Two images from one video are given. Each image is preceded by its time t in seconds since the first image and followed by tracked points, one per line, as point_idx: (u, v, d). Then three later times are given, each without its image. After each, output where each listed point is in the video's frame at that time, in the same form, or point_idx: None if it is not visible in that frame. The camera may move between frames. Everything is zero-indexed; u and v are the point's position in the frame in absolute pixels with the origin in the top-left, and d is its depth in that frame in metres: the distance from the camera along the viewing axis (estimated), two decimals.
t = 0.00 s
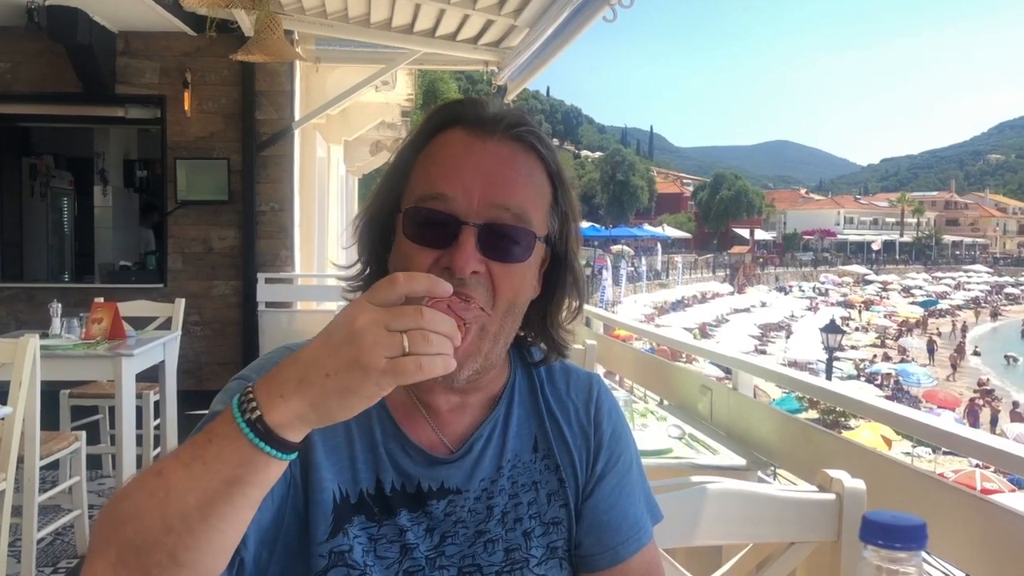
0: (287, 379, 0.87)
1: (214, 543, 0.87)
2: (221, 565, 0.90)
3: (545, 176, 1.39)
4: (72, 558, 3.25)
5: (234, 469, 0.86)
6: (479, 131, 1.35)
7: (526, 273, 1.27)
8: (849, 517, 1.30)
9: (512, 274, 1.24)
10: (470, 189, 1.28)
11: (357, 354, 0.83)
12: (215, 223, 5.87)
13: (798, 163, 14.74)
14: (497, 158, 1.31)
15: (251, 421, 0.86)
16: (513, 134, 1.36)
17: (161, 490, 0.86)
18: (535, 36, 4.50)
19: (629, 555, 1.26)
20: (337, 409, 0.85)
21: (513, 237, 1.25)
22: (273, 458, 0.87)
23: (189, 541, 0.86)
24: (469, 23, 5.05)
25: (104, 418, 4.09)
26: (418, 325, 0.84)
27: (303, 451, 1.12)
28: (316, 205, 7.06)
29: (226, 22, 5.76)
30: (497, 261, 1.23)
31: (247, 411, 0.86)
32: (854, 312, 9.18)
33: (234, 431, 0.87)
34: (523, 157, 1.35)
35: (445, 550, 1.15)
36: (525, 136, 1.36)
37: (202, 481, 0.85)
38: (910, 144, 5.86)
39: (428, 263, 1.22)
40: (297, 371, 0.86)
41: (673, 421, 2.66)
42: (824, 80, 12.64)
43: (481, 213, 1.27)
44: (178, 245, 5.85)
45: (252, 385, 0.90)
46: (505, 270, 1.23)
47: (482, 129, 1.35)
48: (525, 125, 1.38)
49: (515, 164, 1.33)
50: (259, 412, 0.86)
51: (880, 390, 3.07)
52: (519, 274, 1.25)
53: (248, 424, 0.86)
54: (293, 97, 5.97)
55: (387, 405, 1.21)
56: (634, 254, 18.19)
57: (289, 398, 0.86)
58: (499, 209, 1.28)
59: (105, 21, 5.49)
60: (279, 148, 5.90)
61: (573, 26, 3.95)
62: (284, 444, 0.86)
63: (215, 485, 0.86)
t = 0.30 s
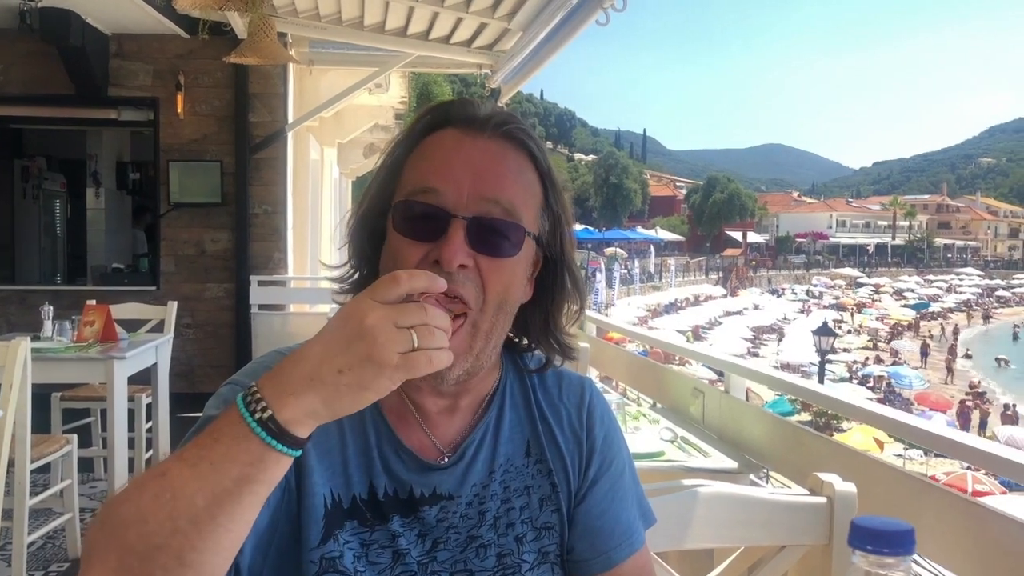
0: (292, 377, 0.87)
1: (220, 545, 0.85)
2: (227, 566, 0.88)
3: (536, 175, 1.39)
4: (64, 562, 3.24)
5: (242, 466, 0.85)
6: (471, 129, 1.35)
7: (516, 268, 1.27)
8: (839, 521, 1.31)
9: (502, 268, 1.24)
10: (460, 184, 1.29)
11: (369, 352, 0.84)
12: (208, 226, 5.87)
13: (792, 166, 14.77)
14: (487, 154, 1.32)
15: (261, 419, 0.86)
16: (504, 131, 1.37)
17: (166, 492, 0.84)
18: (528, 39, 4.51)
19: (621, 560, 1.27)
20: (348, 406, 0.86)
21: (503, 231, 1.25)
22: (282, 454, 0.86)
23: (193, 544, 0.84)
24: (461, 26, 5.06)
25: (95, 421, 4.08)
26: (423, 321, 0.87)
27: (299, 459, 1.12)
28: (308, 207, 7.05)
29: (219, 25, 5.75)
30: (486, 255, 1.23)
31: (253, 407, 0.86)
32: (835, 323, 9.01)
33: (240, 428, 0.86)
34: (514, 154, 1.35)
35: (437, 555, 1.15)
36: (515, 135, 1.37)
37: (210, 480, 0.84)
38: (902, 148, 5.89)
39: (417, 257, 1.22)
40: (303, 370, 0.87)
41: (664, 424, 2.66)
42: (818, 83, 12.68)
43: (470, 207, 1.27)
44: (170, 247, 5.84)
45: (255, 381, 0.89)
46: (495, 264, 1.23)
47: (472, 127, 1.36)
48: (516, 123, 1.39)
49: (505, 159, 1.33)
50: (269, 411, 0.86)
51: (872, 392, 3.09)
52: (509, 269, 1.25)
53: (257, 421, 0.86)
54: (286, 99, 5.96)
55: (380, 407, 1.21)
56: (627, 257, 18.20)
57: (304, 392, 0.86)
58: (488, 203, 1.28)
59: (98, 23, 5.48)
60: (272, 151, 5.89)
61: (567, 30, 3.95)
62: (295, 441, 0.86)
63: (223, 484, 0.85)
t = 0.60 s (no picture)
0: (282, 378, 0.87)
1: (203, 549, 0.84)
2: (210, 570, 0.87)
3: (522, 179, 1.39)
4: (44, 569, 3.22)
5: (226, 469, 0.85)
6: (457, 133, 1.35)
7: (502, 271, 1.27)
8: (822, 526, 1.32)
9: (488, 272, 1.24)
10: (446, 187, 1.29)
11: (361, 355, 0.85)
12: (192, 231, 5.84)
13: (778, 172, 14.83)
14: (473, 159, 1.32)
15: (245, 421, 0.85)
16: (490, 136, 1.37)
17: (150, 495, 0.83)
18: (515, 45, 4.52)
19: (606, 567, 1.27)
20: (335, 408, 0.86)
21: (489, 235, 1.25)
22: (268, 458, 0.86)
23: (177, 548, 0.83)
24: (447, 31, 5.07)
25: (77, 427, 4.04)
26: (412, 326, 0.88)
27: (282, 466, 1.12)
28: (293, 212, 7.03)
29: (204, 29, 5.74)
30: (472, 259, 1.23)
31: (238, 410, 0.85)
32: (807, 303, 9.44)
33: (225, 431, 0.85)
34: (501, 158, 1.35)
35: (421, 562, 1.15)
36: (502, 139, 1.37)
37: (193, 485, 0.83)
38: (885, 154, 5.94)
39: (403, 262, 1.22)
40: (292, 371, 0.86)
41: (650, 429, 2.64)
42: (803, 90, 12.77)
43: (457, 210, 1.27)
44: (154, 252, 5.81)
45: (241, 384, 0.88)
46: (481, 268, 1.23)
47: (458, 131, 1.36)
48: (502, 128, 1.39)
49: (491, 163, 1.33)
50: (254, 413, 0.85)
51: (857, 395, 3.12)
52: (495, 272, 1.25)
53: (242, 423, 0.85)
54: (271, 104, 5.95)
55: (365, 413, 1.21)
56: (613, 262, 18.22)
57: (290, 397, 0.86)
58: (475, 207, 1.28)
59: (81, 27, 5.46)
60: (257, 156, 5.87)
61: (552, 36, 3.97)
62: (279, 443, 0.86)
63: (207, 487, 0.84)
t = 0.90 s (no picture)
0: (255, 384, 0.84)
1: (177, 555, 0.83)
2: None
3: (494, 183, 1.37)
4: None
5: (201, 475, 0.83)
6: (426, 137, 1.32)
7: (474, 277, 1.24)
8: (796, 527, 1.33)
9: (459, 278, 1.21)
10: (415, 193, 1.26)
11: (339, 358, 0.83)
12: (170, 235, 5.80)
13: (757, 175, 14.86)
14: (442, 163, 1.28)
15: (219, 428, 0.84)
16: (461, 139, 1.34)
17: (119, 503, 0.81)
18: (495, 50, 4.52)
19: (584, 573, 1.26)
20: (314, 413, 0.84)
21: (460, 241, 1.22)
22: (244, 465, 0.84)
23: (151, 554, 0.82)
24: (427, 36, 5.07)
25: (52, 434, 4.00)
26: (389, 328, 0.87)
27: (256, 473, 1.10)
28: (272, 216, 6.98)
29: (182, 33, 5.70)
30: (443, 263, 1.20)
31: (211, 414, 0.84)
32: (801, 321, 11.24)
33: (199, 436, 0.84)
34: (472, 162, 1.33)
35: (397, 569, 1.14)
36: (473, 143, 1.34)
37: (162, 495, 0.82)
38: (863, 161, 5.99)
39: (372, 269, 1.19)
40: (270, 376, 0.84)
41: (628, 434, 2.63)
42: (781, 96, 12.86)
43: (426, 215, 1.24)
44: (131, 257, 5.77)
45: (215, 388, 0.87)
46: (452, 274, 1.20)
47: (427, 135, 1.33)
48: (473, 131, 1.37)
49: (461, 167, 1.30)
50: (228, 419, 0.84)
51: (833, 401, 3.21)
52: (465, 277, 1.22)
53: (215, 428, 0.83)
54: (249, 108, 5.91)
55: (340, 419, 1.19)
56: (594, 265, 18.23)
57: (266, 402, 0.84)
58: (444, 212, 1.26)
59: (57, 30, 5.40)
60: (235, 161, 5.83)
61: (531, 41, 3.97)
62: (254, 450, 0.84)
63: (182, 493, 0.83)
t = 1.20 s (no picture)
0: (219, 398, 0.82)
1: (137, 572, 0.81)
2: None
3: (462, 193, 1.31)
4: None
5: (165, 492, 0.81)
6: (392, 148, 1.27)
7: (440, 291, 1.19)
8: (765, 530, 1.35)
9: (426, 290, 1.16)
10: (377, 203, 1.20)
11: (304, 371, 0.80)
12: (141, 240, 5.74)
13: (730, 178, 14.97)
14: (405, 173, 1.23)
15: (181, 442, 0.81)
16: (426, 148, 1.29)
17: (78, 520, 0.79)
18: (470, 54, 4.52)
19: None
20: (280, 427, 0.82)
21: (424, 253, 1.17)
22: (207, 479, 0.82)
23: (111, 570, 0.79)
24: (401, 40, 5.07)
25: (20, 442, 3.94)
26: (360, 341, 0.87)
27: (222, 484, 1.08)
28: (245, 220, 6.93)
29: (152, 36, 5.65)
30: (407, 278, 1.15)
31: (175, 428, 0.81)
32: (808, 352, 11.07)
33: (161, 452, 0.81)
34: (437, 171, 1.27)
35: None
36: (438, 152, 1.29)
37: (119, 509, 0.79)
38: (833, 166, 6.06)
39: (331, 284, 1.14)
40: (236, 390, 0.82)
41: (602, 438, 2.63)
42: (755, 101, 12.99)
43: (388, 228, 1.19)
44: (103, 262, 5.70)
45: (178, 402, 0.84)
46: (417, 287, 1.15)
47: (390, 146, 1.27)
48: (438, 139, 1.31)
49: (425, 177, 1.25)
50: (190, 433, 0.81)
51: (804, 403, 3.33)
52: (432, 291, 1.17)
53: (177, 442, 0.81)
54: (222, 112, 5.86)
55: (307, 430, 1.16)
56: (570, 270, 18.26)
57: (233, 417, 0.82)
58: (408, 225, 1.20)
59: (25, 33, 5.34)
60: (207, 165, 5.78)
61: (505, 45, 3.97)
62: (220, 466, 0.82)
63: (142, 509, 0.80)
